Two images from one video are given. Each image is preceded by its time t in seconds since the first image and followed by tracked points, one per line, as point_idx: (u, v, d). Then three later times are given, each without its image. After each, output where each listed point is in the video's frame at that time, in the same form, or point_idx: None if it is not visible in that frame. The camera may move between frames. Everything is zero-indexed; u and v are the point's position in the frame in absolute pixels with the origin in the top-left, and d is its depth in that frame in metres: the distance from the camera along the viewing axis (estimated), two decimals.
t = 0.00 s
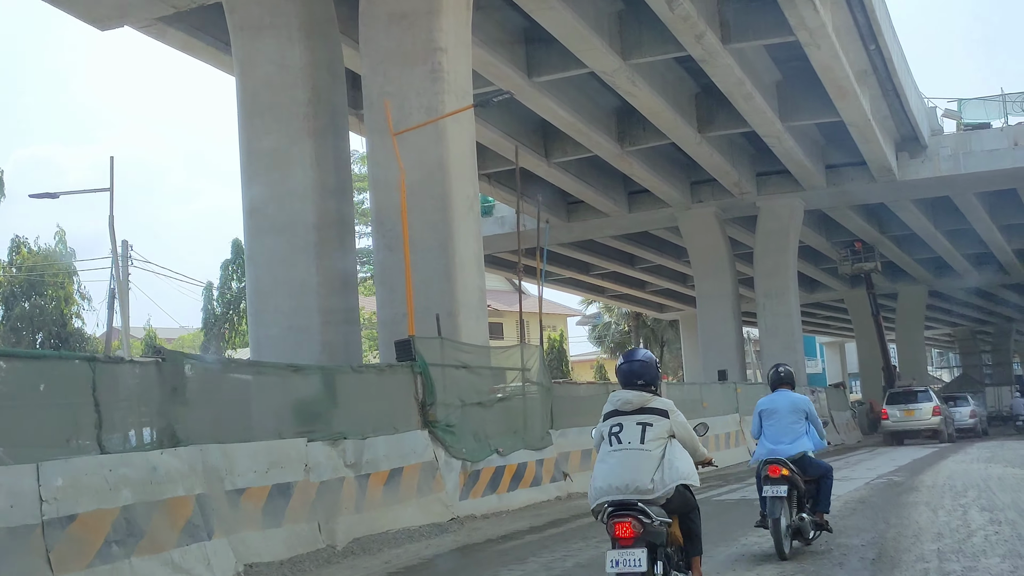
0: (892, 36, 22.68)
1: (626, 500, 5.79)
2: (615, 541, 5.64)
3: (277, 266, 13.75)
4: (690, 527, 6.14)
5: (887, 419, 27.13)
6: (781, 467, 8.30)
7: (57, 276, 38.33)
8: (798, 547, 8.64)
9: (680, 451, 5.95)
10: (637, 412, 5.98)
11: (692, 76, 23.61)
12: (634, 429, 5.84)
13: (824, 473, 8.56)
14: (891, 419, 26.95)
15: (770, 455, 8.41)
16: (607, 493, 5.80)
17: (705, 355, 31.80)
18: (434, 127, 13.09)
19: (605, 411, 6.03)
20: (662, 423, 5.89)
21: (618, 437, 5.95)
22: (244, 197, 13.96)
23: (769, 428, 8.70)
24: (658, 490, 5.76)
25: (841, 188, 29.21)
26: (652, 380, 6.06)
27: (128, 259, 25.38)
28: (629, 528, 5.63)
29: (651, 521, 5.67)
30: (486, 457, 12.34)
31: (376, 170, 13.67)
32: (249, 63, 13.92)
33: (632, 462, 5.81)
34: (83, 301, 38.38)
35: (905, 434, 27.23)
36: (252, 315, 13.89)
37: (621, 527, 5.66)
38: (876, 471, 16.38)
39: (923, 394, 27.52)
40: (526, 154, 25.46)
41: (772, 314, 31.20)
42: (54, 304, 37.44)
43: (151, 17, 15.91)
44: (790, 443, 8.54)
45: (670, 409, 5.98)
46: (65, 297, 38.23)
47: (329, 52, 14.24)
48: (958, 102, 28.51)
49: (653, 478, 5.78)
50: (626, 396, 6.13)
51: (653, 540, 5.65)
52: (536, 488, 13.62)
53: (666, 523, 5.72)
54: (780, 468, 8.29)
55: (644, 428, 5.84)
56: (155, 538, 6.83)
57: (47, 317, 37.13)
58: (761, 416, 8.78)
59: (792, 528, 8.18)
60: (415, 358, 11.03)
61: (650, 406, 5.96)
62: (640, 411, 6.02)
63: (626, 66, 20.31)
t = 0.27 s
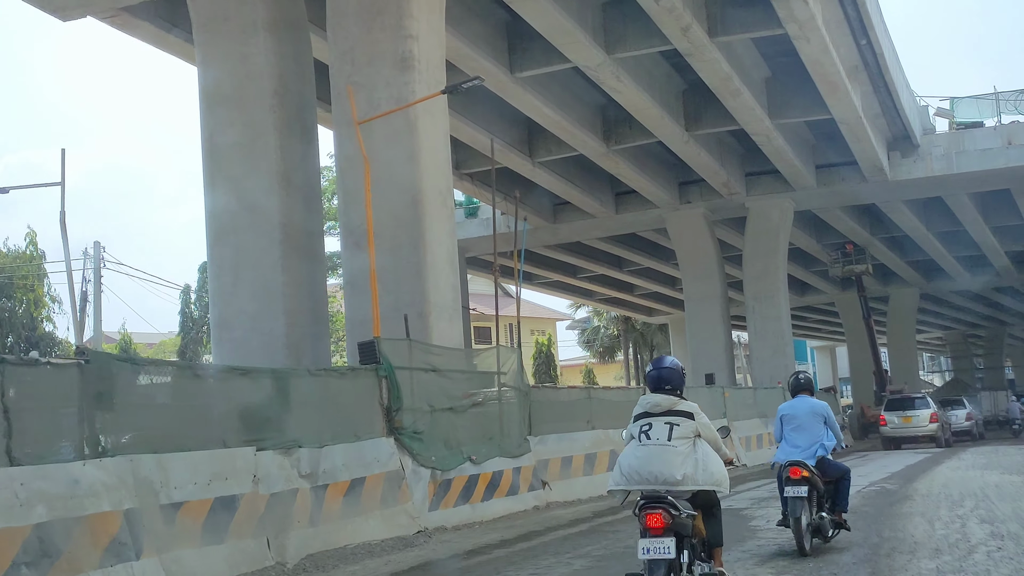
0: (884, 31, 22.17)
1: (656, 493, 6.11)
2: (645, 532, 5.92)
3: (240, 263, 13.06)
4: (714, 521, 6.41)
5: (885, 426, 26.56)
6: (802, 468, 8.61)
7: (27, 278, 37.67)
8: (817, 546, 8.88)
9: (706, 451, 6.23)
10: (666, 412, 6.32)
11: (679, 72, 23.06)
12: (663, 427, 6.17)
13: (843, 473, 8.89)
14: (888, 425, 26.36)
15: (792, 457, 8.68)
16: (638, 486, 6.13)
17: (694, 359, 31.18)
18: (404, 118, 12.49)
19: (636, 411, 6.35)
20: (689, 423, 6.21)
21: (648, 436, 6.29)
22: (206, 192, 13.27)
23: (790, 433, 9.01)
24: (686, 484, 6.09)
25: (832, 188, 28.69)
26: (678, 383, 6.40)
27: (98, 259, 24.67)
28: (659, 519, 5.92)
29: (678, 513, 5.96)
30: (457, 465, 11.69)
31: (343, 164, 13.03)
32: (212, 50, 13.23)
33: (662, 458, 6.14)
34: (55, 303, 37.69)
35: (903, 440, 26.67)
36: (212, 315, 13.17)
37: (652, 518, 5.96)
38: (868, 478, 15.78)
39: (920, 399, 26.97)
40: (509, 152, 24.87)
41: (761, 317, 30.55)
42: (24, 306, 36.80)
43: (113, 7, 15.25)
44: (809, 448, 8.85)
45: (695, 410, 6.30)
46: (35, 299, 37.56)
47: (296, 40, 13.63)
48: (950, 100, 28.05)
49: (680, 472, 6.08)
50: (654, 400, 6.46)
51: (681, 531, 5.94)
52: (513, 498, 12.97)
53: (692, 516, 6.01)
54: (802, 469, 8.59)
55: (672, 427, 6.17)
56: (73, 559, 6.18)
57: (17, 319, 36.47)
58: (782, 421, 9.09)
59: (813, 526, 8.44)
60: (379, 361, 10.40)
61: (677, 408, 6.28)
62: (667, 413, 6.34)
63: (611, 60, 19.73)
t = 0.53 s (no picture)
0: (875, 26, 21.68)
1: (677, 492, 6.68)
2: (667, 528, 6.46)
3: (199, 261, 12.36)
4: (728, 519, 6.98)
5: (881, 432, 26.09)
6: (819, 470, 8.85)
7: None
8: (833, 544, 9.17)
9: (719, 454, 6.83)
10: (686, 418, 6.92)
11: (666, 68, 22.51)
12: (684, 432, 6.75)
13: (858, 475, 9.07)
14: (884, 431, 25.87)
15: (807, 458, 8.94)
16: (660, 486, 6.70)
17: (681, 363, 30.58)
18: (371, 109, 11.90)
19: (659, 417, 6.94)
20: (707, 428, 6.80)
21: (670, 440, 6.87)
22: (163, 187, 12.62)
23: (807, 437, 9.25)
24: (703, 484, 6.66)
25: (822, 189, 28.17)
26: (698, 392, 7.02)
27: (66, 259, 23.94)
28: (679, 516, 6.46)
29: (697, 511, 6.51)
30: (425, 474, 11.06)
31: (307, 158, 12.42)
32: (170, 35, 12.57)
33: (682, 461, 6.72)
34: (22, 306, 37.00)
35: (897, 447, 26.15)
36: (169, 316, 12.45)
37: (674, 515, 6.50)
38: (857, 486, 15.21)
39: (917, 407, 26.45)
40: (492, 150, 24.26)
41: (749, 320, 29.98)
42: None
43: None
44: (825, 450, 9.07)
45: (713, 417, 6.90)
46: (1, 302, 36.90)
47: (261, 28, 13.05)
48: (942, 100, 27.59)
49: (695, 475, 6.67)
50: (676, 407, 7.06)
51: (701, 528, 6.48)
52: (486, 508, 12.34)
53: (710, 513, 6.56)
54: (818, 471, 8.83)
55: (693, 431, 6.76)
56: None
57: None
58: (800, 424, 9.31)
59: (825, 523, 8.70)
60: (339, 362, 9.76)
61: (697, 414, 6.87)
62: (688, 419, 6.94)
63: (595, 55, 19.16)
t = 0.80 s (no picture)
0: (863, 20, 21.20)
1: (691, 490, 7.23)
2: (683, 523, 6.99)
3: (152, 255, 12.00)
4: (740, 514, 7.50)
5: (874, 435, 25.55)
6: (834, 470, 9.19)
7: None
8: (848, 543, 9.45)
9: (733, 453, 7.37)
10: (700, 422, 7.49)
11: (649, 62, 22.01)
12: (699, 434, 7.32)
13: (872, 475, 9.39)
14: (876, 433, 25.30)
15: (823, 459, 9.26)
16: (677, 487, 7.23)
17: (667, 365, 30.02)
18: (332, 94, 11.32)
19: (675, 421, 7.52)
20: (720, 430, 7.36)
21: (686, 443, 7.43)
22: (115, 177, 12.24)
23: (822, 439, 9.60)
24: (717, 483, 7.19)
25: (809, 188, 27.68)
26: (711, 397, 7.58)
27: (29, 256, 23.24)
28: (694, 512, 6.99)
29: (711, 506, 7.05)
30: (387, 480, 10.43)
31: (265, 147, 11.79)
32: (125, 20, 12.27)
33: (697, 461, 7.27)
34: None
35: (890, 449, 25.61)
36: (121, 311, 12.08)
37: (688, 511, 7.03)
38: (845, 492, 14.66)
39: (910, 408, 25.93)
40: (472, 146, 23.68)
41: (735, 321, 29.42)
42: None
43: None
44: (842, 451, 9.39)
45: (726, 420, 7.46)
46: None
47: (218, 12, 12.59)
48: (931, 97, 27.15)
49: (711, 474, 7.19)
50: (692, 412, 7.62)
51: (714, 523, 6.99)
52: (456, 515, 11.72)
53: (722, 509, 7.10)
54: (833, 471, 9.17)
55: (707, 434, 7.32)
56: None
57: None
58: (816, 427, 9.66)
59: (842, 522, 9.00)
60: (290, 360, 9.17)
61: (710, 417, 7.43)
62: (702, 422, 7.50)
63: (575, 46, 18.61)
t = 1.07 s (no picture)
0: (852, 13, 20.67)
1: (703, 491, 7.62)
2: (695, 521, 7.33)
3: (101, 248, 11.48)
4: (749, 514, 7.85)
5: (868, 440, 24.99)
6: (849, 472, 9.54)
7: None
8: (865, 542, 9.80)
9: (743, 458, 7.75)
10: (711, 428, 7.89)
11: (633, 55, 21.45)
12: (710, 439, 7.72)
13: (885, 477, 9.75)
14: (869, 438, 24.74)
15: (839, 462, 9.59)
16: (690, 488, 7.63)
17: (652, 367, 29.43)
18: (292, 77, 10.71)
19: (687, 427, 7.92)
20: (730, 435, 7.77)
21: (698, 448, 7.81)
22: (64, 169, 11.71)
23: (836, 443, 9.95)
24: (727, 486, 7.58)
25: (797, 187, 27.15)
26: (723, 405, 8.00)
27: None
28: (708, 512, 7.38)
29: (723, 507, 7.43)
30: (346, 487, 9.80)
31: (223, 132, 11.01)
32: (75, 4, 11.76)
33: (708, 465, 7.67)
34: None
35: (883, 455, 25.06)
36: (69, 308, 11.58)
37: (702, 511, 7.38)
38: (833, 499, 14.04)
39: (903, 412, 25.39)
40: (452, 142, 23.06)
41: (722, 323, 28.83)
42: None
43: None
44: (854, 456, 9.74)
45: (736, 426, 7.87)
46: None
47: None
48: (921, 95, 26.68)
49: (721, 477, 7.58)
50: (703, 418, 8.02)
51: (727, 521, 7.38)
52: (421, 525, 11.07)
53: (735, 509, 7.47)
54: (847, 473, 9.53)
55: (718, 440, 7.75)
56: None
57: None
58: (829, 431, 10.02)
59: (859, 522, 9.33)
60: (236, 360, 8.62)
61: (720, 424, 7.84)
62: (713, 428, 7.91)
63: (555, 37, 18.01)
